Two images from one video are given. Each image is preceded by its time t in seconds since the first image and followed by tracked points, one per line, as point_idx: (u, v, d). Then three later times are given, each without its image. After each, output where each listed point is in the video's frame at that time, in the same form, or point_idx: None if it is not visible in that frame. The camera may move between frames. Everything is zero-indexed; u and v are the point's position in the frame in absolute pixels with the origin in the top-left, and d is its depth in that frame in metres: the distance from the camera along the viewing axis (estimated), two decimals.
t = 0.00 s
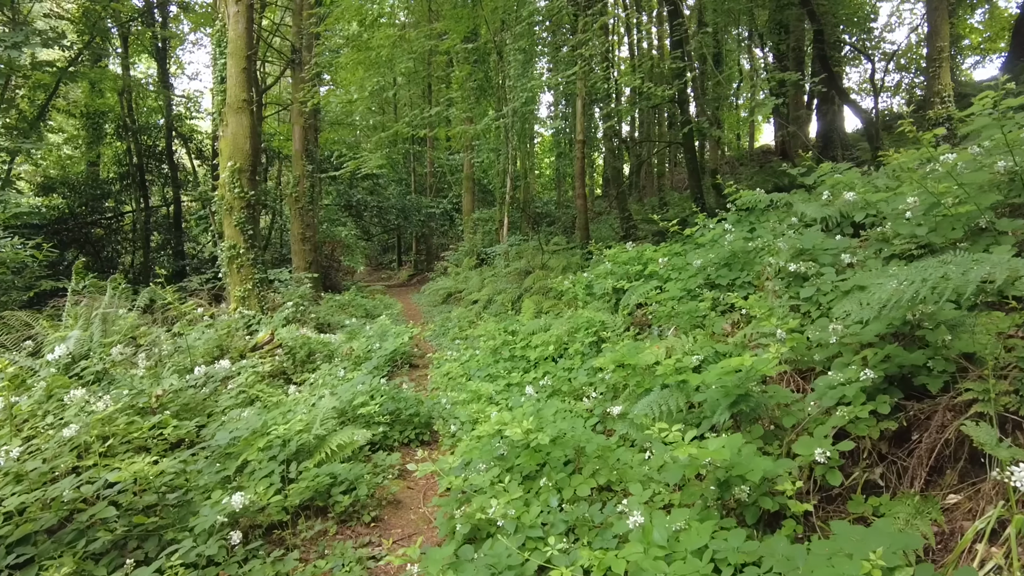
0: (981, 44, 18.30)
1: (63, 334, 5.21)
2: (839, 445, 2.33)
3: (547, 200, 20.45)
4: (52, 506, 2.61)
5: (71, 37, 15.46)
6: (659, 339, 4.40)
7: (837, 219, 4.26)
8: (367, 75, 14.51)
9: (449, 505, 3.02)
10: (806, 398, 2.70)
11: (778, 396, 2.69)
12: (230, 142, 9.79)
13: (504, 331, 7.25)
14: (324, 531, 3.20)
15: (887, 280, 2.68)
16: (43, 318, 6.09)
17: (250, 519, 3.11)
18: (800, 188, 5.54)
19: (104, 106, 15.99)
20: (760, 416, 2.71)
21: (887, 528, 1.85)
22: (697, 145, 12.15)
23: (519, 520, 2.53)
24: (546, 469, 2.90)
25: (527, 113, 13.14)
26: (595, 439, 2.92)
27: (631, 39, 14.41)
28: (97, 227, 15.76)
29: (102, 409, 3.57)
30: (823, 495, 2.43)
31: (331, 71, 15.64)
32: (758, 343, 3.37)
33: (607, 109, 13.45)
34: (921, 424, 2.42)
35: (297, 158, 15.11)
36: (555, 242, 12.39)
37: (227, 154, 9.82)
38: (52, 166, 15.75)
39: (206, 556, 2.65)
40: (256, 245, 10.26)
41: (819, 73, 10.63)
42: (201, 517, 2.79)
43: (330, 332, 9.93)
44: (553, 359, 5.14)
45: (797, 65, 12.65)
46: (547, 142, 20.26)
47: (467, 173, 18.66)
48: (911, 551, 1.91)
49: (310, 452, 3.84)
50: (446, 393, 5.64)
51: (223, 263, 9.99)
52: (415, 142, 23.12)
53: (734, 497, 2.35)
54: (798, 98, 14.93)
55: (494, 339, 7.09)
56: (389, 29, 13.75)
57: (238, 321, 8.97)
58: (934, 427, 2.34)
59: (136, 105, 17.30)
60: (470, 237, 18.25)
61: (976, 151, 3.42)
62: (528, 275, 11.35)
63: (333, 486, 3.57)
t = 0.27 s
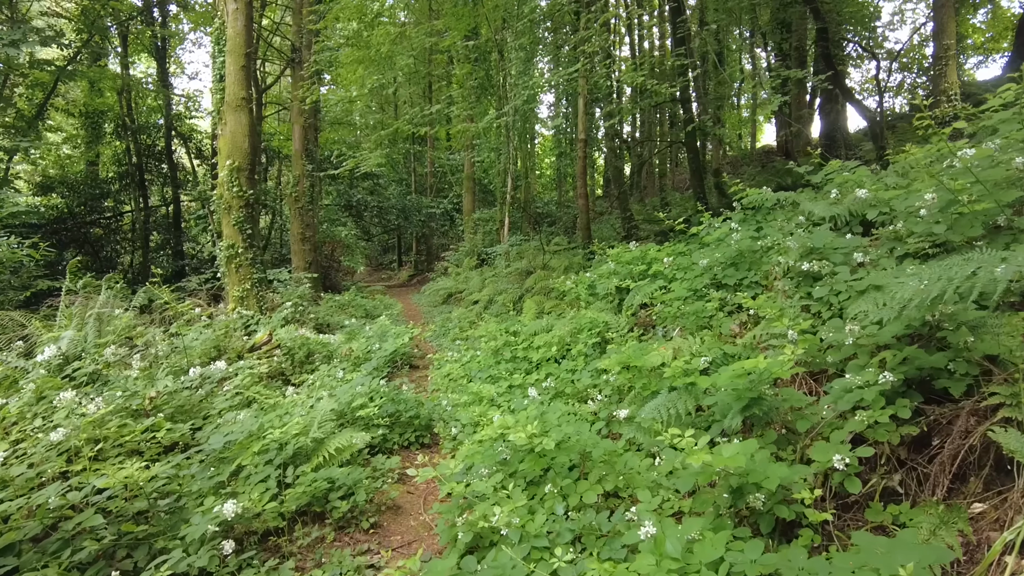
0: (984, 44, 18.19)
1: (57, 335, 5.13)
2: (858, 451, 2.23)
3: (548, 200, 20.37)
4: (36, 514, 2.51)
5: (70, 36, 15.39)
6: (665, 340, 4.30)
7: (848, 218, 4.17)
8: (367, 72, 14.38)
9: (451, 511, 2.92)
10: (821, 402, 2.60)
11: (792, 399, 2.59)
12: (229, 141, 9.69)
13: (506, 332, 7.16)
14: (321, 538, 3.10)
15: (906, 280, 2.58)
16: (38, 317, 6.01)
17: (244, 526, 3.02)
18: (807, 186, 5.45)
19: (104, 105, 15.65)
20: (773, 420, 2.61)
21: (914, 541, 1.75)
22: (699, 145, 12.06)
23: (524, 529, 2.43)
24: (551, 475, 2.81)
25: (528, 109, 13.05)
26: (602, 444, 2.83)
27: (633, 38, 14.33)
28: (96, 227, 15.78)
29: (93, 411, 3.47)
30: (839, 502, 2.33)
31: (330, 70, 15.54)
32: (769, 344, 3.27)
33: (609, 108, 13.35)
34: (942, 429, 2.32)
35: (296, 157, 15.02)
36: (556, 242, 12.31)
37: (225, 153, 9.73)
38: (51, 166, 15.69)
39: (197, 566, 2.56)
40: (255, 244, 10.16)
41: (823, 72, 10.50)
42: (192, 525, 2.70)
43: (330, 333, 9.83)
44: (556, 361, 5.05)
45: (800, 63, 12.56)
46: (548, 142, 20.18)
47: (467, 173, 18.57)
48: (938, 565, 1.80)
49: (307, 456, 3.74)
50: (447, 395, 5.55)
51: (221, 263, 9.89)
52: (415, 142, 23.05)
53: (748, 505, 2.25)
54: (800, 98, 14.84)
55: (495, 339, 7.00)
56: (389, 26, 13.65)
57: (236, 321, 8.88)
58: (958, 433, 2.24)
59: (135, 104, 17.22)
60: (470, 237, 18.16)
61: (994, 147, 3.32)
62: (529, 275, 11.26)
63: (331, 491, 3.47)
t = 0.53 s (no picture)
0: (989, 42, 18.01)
1: (48, 336, 4.98)
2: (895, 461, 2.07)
3: (549, 199, 20.22)
4: (15, 528, 2.38)
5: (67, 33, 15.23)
6: (676, 341, 4.16)
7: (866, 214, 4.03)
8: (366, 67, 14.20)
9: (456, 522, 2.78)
10: (849, 408, 2.44)
11: (819, 405, 2.43)
12: (227, 138, 9.54)
13: (509, 332, 7.01)
14: (319, 551, 2.97)
15: (942, 278, 2.42)
16: (30, 317, 5.86)
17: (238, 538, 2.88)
18: (820, 183, 5.30)
19: (102, 104, 15.88)
20: (798, 427, 2.46)
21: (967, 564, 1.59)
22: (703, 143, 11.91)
23: (535, 545, 2.29)
24: (562, 485, 2.66)
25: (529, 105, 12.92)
26: (616, 452, 2.68)
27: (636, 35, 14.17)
28: (95, 226, 15.58)
29: (81, 417, 3.33)
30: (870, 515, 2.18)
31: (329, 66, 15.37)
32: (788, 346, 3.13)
33: (612, 106, 13.20)
34: (982, 439, 2.17)
35: (296, 155, 14.88)
36: (558, 241, 12.16)
37: (224, 150, 9.58)
38: (49, 164, 15.54)
39: None
40: (254, 243, 10.01)
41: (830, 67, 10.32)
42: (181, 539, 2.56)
43: (329, 333, 9.69)
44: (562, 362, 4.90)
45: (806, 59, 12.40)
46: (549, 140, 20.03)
47: (468, 172, 18.42)
48: None
49: (305, 462, 3.60)
50: (449, 397, 5.41)
51: (219, 262, 9.74)
52: (416, 141, 22.89)
53: (775, 519, 2.09)
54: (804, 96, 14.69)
55: (499, 340, 6.86)
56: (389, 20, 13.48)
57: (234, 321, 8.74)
58: (1000, 443, 2.08)
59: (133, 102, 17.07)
60: (471, 236, 18.02)
61: None
62: (531, 274, 11.11)
63: (330, 499, 3.33)
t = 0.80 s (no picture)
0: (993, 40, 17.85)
1: (39, 337, 4.82)
2: (939, 478, 1.92)
3: (550, 197, 20.06)
4: None
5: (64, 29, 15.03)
6: (689, 345, 4.02)
7: (886, 213, 3.89)
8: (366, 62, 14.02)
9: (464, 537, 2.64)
10: (882, 418, 2.30)
11: (850, 415, 2.29)
12: (225, 134, 9.39)
13: (512, 333, 6.89)
14: (319, 566, 2.83)
15: (985, 282, 2.27)
16: (22, 318, 5.70)
17: (234, 554, 2.75)
18: (834, 182, 5.15)
19: (100, 102, 15.72)
20: (828, 439, 2.32)
21: None
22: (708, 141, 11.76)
23: (551, 567, 2.14)
24: (576, 499, 2.52)
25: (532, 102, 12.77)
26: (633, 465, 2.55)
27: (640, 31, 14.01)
28: (93, 224, 15.33)
29: (69, 425, 3.20)
30: (907, 535, 2.04)
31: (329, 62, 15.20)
32: (810, 352, 2.99)
33: (615, 103, 13.03)
34: None
35: (296, 153, 14.71)
36: (561, 240, 12.02)
37: (222, 147, 9.42)
38: (46, 161, 15.38)
39: None
40: (253, 242, 9.85)
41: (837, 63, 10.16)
42: (172, 558, 2.43)
43: (329, 333, 9.56)
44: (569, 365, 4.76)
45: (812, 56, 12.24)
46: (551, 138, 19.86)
47: (468, 170, 18.26)
48: None
49: (305, 470, 3.47)
50: (452, 401, 5.27)
51: (217, 261, 9.59)
52: (416, 138, 22.72)
53: (810, 540, 1.93)
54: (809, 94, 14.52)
55: (502, 341, 6.71)
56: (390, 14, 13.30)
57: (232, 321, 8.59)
58: None
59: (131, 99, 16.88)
60: (471, 234, 17.86)
61: None
62: (533, 274, 10.97)
63: (330, 511, 3.19)
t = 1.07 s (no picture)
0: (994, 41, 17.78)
1: (31, 339, 4.71)
2: (966, 489, 1.83)
3: (549, 197, 19.98)
4: None
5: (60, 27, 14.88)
6: (694, 347, 3.94)
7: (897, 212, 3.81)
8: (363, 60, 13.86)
9: (466, 547, 2.54)
10: (901, 425, 2.22)
11: (869, 421, 2.20)
12: (221, 133, 9.26)
13: (512, 334, 6.79)
14: None
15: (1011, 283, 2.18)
16: (14, 319, 5.59)
17: (227, 565, 2.66)
18: (840, 181, 5.07)
19: (97, 100, 15.44)
20: (845, 446, 2.23)
21: None
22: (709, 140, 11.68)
23: None
24: (583, 508, 2.43)
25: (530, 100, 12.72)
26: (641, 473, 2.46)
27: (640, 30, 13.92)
28: (89, 223, 15.22)
29: (57, 431, 3.10)
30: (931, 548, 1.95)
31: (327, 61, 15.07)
32: (823, 354, 2.90)
33: (615, 102, 12.96)
34: None
35: (293, 152, 14.58)
36: (560, 240, 11.92)
37: (217, 145, 9.30)
38: (41, 160, 15.24)
39: None
40: (249, 241, 9.73)
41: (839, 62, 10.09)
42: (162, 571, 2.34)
43: (326, 334, 9.45)
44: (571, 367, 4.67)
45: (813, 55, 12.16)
46: (550, 137, 19.77)
47: (467, 169, 18.14)
48: None
49: (301, 475, 3.38)
50: (452, 404, 5.18)
51: (213, 261, 9.47)
52: (414, 138, 22.59)
53: (830, 554, 1.84)
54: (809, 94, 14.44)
55: (502, 343, 6.62)
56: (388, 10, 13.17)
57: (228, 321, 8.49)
58: None
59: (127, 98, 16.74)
60: (470, 234, 17.74)
61: None
62: (533, 274, 10.88)
63: (327, 519, 3.10)
